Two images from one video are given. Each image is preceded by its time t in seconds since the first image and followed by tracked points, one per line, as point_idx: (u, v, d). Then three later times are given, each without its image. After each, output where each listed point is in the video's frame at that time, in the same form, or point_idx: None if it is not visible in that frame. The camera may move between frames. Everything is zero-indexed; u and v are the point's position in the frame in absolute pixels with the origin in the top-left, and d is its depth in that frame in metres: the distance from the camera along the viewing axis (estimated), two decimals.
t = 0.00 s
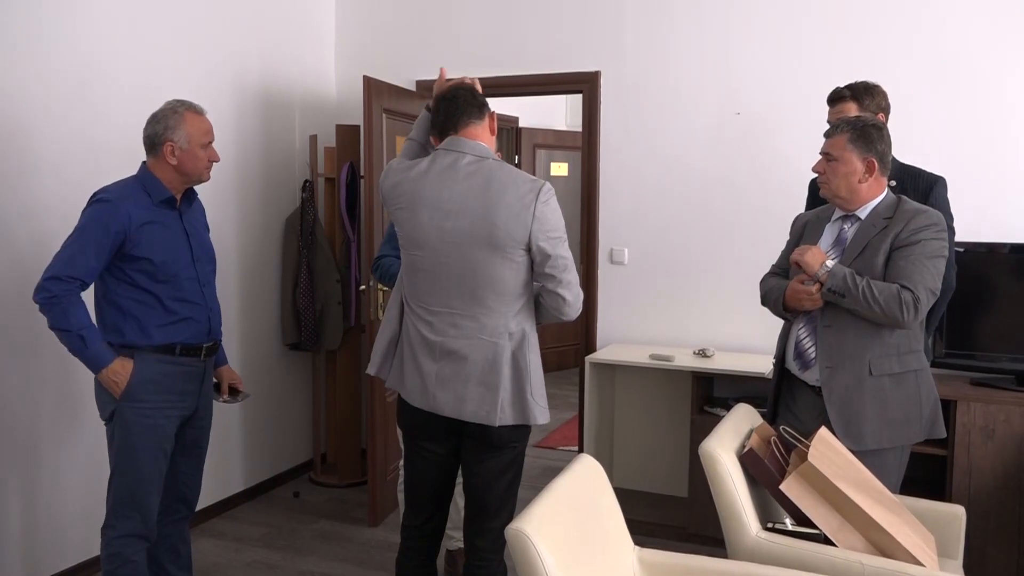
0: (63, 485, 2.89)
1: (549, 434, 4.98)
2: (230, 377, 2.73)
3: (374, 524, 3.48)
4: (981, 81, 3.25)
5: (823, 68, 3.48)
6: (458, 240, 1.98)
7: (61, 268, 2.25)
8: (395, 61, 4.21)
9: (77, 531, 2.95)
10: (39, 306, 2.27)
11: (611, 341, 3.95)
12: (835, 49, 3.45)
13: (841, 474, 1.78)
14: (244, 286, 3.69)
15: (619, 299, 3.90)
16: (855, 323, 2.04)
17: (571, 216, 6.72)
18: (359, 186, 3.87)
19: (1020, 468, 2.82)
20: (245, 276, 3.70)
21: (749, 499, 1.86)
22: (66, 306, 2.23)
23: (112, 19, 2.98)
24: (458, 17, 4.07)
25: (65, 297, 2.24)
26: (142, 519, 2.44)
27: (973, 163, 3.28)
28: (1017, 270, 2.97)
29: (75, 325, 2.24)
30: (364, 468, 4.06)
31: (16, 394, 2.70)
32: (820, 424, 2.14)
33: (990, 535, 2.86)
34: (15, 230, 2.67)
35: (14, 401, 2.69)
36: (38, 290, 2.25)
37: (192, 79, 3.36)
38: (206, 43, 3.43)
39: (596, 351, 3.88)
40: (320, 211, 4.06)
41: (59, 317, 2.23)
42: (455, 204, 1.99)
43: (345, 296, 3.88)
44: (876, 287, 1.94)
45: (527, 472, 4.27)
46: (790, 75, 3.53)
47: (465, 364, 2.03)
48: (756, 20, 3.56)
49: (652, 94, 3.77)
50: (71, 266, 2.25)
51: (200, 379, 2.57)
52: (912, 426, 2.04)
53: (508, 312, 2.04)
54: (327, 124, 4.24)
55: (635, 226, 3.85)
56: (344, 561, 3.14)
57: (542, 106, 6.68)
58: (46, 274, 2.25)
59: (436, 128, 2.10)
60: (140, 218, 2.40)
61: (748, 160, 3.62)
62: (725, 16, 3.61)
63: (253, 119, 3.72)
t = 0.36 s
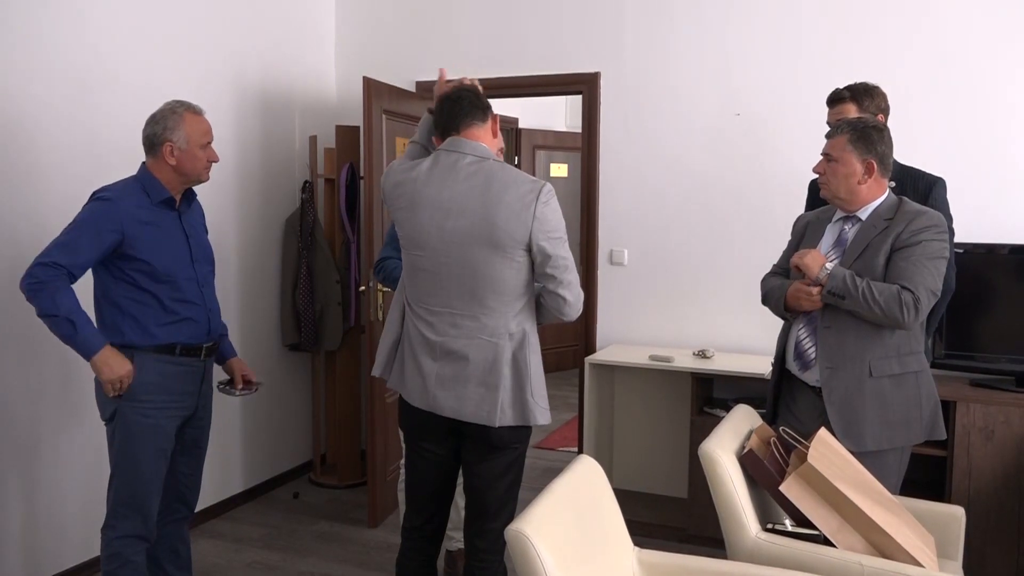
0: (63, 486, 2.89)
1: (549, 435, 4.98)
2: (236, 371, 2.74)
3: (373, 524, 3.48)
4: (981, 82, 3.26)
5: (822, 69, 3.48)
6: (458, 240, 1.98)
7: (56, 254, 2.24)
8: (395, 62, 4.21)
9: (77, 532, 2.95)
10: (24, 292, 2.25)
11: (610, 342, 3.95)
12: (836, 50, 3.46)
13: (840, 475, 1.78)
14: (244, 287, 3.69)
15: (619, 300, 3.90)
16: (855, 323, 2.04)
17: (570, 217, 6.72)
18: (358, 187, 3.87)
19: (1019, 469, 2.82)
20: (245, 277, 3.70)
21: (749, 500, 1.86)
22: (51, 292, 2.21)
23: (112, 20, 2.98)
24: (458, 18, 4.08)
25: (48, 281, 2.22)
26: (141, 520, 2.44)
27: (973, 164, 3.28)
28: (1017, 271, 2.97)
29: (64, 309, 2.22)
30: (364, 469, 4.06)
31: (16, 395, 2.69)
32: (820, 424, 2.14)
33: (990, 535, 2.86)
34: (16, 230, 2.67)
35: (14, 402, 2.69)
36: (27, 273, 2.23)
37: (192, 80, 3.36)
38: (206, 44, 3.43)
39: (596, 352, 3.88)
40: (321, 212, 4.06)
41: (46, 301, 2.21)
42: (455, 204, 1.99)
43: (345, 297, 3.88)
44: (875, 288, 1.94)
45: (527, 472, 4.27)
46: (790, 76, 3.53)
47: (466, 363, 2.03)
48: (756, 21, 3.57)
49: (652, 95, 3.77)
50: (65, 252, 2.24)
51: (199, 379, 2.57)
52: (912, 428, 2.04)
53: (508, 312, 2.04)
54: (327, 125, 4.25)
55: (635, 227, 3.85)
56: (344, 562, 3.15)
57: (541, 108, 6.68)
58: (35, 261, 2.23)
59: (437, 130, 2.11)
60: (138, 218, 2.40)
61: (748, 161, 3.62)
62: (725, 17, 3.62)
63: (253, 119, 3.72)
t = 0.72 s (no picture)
0: (62, 486, 2.88)
1: (549, 436, 4.98)
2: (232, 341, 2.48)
3: (373, 524, 3.48)
4: (981, 83, 3.25)
5: (822, 69, 3.48)
6: (458, 244, 1.99)
7: (90, 280, 2.28)
8: (395, 62, 4.21)
9: (76, 532, 2.95)
10: (88, 322, 2.31)
11: (610, 342, 3.95)
12: (836, 50, 3.45)
13: (841, 475, 1.78)
14: (244, 287, 3.69)
15: (619, 300, 3.90)
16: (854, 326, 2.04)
17: (570, 217, 6.72)
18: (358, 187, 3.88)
19: (1019, 469, 2.82)
20: (245, 277, 3.70)
21: (749, 500, 1.86)
22: (118, 307, 2.29)
23: (112, 19, 2.98)
24: (458, 18, 4.08)
25: (111, 302, 2.28)
26: (140, 520, 2.44)
27: (973, 165, 3.28)
28: (1017, 271, 2.97)
29: (140, 314, 2.32)
30: (364, 469, 4.06)
31: (15, 395, 2.69)
32: (819, 425, 2.14)
33: (989, 536, 2.86)
34: (16, 230, 2.67)
35: (13, 402, 2.69)
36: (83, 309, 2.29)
37: (191, 79, 3.36)
38: (205, 43, 3.43)
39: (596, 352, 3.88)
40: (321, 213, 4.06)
41: (120, 317, 2.29)
42: (457, 209, 2.00)
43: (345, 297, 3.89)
44: (874, 291, 1.95)
45: (527, 473, 4.27)
46: (790, 77, 3.53)
47: (465, 368, 2.03)
48: (756, 22, 3.57)
49: (652, 95, 3.77)
50: (95, 274, 2.28)
51: (196, 378, 2.57)
52: (908, 432, 2.04)
53: (508, 319, 2.04)
54: (327, 125, 4.24)
55: (635, 228, 3.85)
56: (343, 562, 3.15)
57: (541, 108, 6.68)
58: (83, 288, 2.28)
59: (450, 125, 2.10)
60: (135, 218, 2.40)
61: (748, 162, 3.62)
62: (725, 18, 3.62)
63: (252, 119, 3.72)
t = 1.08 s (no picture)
0: (63, 486, 2.89)
1: (549, 436, 4.98)
2: (233, 327, 2.53)
3: (374, 524, 3.48)
4: (982, 83, 3.25)
5: (822, 70, 3.48)
6: (457, 246, 2.00)
7: (95, 283, 2.30)
8: (395, 62, 4.21)
9: (76, 532, 2.95)
10: (95, 323, 2.33)
11: (611, 342, 3.95)
12: (836, 51, 3.45)
13: (841, 476, 1.78)
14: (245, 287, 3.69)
15: (619, 301, 3.90)
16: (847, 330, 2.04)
17: (570, 218, 6.72)
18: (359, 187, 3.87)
19: (1020, 470, 2.82)
20: (246, 278, 3.70)
21: (749, 500, 1.86)
22: (125, 308, 2.32)
23: (112, 18, 2.98)
24: (458, 18, 4.08)
25: (117, 303, 2.31)
26: (140, 520, 2.44)
27: (973, 165, 3.28)
28: (1017, 272, 2.97)
29: (147, 312, 2.36)
30: (364, 469, 4.06)
31: (16, 396, 2.69)
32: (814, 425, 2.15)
33: (990, 537, 2.86)
34: (17, 231, 2.67)
35: (13, 402, 2.69)
36: (89, 311, 2.30)
37: (191, 80, 3.36)
38: (206, 44, 3.43)
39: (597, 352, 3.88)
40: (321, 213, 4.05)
41: (129, 316, 2.33)
42: (457, 211, 2.01)
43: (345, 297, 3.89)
44: (863, 299, 1.96)
45: (527, 473, 4.27)
46: (790, 77, 3.53)
47: (463, 370, 2.03)
48: (756, 22, 3.57)
49: (653, 95, 3.77)
50: (99, 277, 2.30)
51: (197, 378, 2.57)
52: (898, 437, 2.03)
53: (506, 321, 2.04)
54: (327, 126, 4.25)
55: (635, 228, 3.85)
56: (344, 562, 3.15)
57: (542, 108, 6.68)
58: (90, 291, 2.30)
59: (461, 121, 2.10)
60: (136, 219, 2.41)
61: (748, 162, 3.62)
62: (725, 18, 3.62)
63: (253, 119, 3.72)
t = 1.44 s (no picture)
0: (63, 486, 2.88)
1: (550, 436, 4.98)
2: (233, 329, 2.54)
3: (374, 524, 3.48)
4: (982, 83, 3.25)
5: (822, 70, 3.48)
6: (454, 245, 2.00)
7: (95, 283, 2.30)
8: (396, 62, 4.21)
9: (76, 532, 2.95)
10: (95, 324, 2.33)
11: (611, 343, 3.95)
12: (837, 51, 3.45)
13: (842, 476, 1.78)
14: (245, 287, 3.70)
15: (619, 301, 3.90)
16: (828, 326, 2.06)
17: (571, 217, 6.73)
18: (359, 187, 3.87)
19: (1020, 470, 2.82)
20: (246, 277, 3.70)
21: (750, 500, 1.86)
22: (125, 308, 2.32)
23: (113, 18, 2.98)
24: (459, 18, 4.08)
25: (117, 303, 2.31)
26: (140, 520, 2.44)
27: (974, 165, 3.28)
28: (1018, 272, 2.97)
29: (147, 312, 2.36)
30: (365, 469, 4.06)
31: (16, 395, 2.69)
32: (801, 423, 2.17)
33: (991, 537, 2.86)
34: (17, 231, 2.67)
35: (14, 402, 2.69)
36: (89, 312, 2.30)
37: (192, 79, 3.36)
38: (207, 44, 3.43)
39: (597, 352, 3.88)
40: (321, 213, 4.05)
41: (129, 316, 2.33)
42: (455, 209, 2.01)
43: (346, 297, 3.89)
44: (842, 295, 1.97)
45: (528, 473, 4.27)
46: (791, 77, 3.53)
47: (453, 371, 2.03)
48: (757, 22, 3.56)
49: (653, 95, 3.77)
50: (98, 277, 2.30)
51: (196, 378, 2.56)
52: (881, 435, 2.02)
53: (500, 323, 2.03)
54: (328, 125, 4.25)
55: (636, 228, 3.85)
56: (344, 562, 3.15)
57: (542, 108, 6.68)
58: (90, 291, 2.30)
59: (467, 119, 2.10)
60: (136, 219, 2.41)
61: (749, 162, 3.62)
62: (726, 18, 3.62)
63: (253, 119, 3.72)
